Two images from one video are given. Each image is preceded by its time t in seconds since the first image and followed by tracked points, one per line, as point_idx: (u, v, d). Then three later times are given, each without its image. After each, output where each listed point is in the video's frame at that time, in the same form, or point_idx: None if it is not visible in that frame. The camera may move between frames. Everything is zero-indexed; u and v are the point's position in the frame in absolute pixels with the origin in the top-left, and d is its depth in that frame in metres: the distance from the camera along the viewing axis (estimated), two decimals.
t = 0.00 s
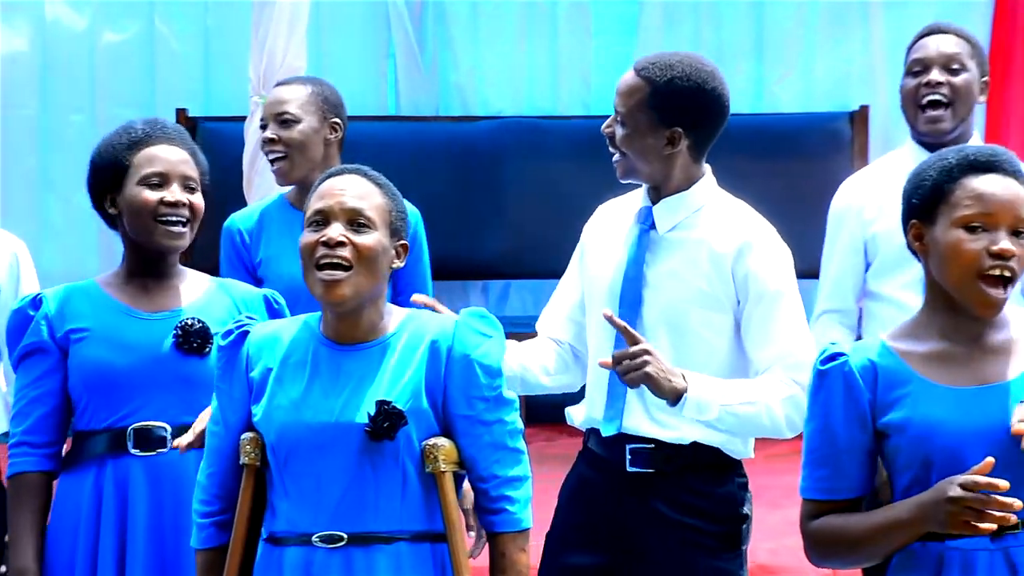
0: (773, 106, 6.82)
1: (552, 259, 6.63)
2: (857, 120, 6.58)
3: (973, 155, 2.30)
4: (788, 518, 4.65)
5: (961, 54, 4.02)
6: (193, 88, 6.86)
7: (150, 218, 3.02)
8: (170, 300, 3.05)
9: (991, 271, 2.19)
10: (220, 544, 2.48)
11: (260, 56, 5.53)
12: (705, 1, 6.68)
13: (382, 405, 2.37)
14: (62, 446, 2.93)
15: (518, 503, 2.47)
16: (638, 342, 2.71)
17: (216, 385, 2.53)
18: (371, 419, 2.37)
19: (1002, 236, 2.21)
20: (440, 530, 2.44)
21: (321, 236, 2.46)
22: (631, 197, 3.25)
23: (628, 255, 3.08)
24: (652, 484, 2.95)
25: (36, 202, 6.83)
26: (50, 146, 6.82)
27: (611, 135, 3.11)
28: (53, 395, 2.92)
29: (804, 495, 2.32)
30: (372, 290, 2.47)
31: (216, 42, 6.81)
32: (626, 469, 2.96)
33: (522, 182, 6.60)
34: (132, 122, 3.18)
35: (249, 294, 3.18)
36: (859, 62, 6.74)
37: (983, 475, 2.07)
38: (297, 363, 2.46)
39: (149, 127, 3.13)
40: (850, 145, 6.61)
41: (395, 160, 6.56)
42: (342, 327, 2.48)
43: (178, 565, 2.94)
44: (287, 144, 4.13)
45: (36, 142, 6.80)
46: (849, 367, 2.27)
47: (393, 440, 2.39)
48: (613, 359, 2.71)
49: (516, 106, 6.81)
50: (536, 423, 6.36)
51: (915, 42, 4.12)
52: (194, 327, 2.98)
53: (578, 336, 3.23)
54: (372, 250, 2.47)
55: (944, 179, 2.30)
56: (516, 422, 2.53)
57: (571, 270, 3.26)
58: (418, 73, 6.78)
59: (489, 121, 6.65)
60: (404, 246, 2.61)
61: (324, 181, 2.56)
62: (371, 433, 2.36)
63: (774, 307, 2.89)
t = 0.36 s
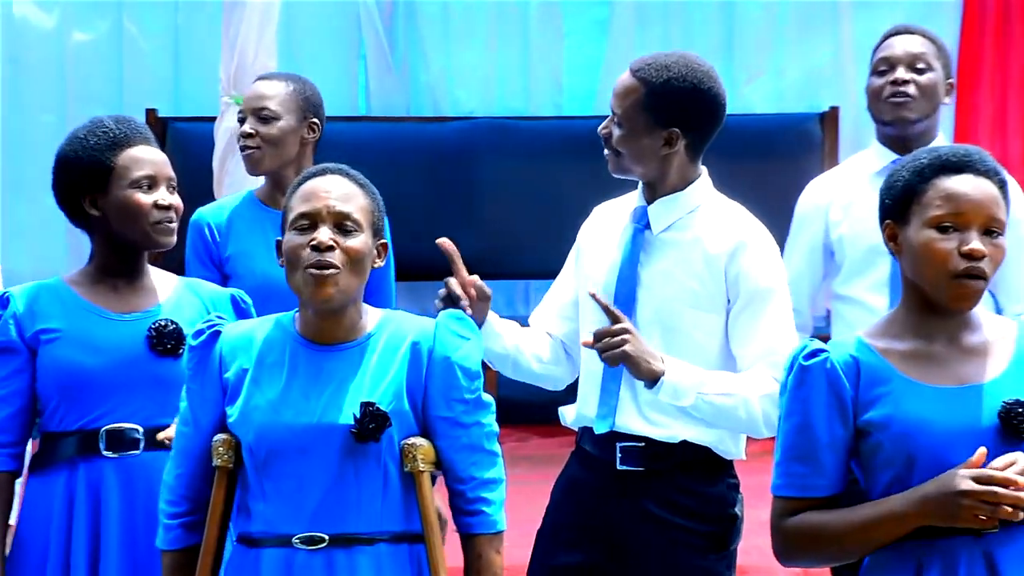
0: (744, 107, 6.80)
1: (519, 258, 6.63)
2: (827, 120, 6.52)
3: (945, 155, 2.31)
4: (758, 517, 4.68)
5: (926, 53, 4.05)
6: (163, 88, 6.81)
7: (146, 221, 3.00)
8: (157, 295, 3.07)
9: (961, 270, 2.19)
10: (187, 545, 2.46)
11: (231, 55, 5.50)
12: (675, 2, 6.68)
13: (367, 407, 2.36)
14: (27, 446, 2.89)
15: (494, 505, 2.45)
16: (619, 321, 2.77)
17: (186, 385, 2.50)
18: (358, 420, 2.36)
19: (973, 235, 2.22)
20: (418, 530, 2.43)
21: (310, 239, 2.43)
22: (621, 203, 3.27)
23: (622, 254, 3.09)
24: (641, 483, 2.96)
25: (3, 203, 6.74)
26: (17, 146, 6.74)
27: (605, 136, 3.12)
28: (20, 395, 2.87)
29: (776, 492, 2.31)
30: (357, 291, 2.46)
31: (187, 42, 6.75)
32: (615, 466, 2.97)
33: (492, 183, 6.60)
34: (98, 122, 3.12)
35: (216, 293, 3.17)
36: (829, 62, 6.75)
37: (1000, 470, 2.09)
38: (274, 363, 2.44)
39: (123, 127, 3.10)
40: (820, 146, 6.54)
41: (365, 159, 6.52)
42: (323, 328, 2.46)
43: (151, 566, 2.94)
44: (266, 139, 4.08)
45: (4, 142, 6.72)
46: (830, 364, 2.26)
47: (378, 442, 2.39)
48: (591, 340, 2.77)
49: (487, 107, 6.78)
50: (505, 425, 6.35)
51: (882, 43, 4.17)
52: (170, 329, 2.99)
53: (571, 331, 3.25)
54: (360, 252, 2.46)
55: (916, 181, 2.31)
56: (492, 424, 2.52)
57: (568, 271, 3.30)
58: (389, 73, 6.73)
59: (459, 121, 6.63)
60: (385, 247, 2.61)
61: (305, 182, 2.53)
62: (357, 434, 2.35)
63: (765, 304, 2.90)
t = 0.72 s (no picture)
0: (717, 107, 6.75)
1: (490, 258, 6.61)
2: (800, 120, 6.52)
3: (922, 155, 2.32)
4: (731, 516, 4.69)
5: (897, 49, 4.07)
6: (135, 89, 6.77)
7: (123, 225, 2.99)
8: (130, 296, 3.05)
9: (935, 272, 2.21)
10: (156, 547, 2.45)
11: (202, 55, 5.49)
12: (649, 3, 6.68)
13: (353, 409, 2.36)
14: None
15: (469, 505, 2.45)
16: (610, 309, 2.75)
17: (157, 384, 2.46)
18: (344, 422, 2.35)
19: (949, 236, 2.24)
20: (396, 531, 2.42)
21: (302, 240, 2.42)
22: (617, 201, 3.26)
23: (618, 252, 3.08)
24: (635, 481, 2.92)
25: None
26: None
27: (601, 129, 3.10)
28: None
29: (749, 485, 2.30)
30: (342, 293, 2.46)
31: (159, 42, 6.70)
32: (608, 464, 2.94)
33: (463, 183, 6.59)
34: (70, 124, 3.09)
35: (188, 293, 3.15)
36: (801, 63, 6.77)
37: (984, 470, 2.10)
38: (252, 364, 2.43)
39: (96, 129, 3.07)
40: (794, 147, 6.54)
41: (339, 159, 6.49)
42: (304, 329, 2.44)
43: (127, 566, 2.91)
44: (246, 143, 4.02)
45: None
46: (812, 358, 2.27)
47: (361, 444, 2.38)
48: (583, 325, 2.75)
49: (460, 108, 6.76)
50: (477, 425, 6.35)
51: (852, 39, 4.18)
52: (144, 327, 2.97)
53: (563, 329, 3.23)
54: (348, 254, 2.46)
55: (893, 182, 2.33)
56: (467, 425, 2.51)
57: (562, 273, 3.27)
58: (362, 73, 6.71)
59: (431, 122, 6.62)
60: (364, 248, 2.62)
61: (291, 182, 2.52)
62: (343, 436, 2.35)
63: (759, 299, 2.89)
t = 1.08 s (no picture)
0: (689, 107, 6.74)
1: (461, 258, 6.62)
2: (770, 120, 6.54)
3: (892, 155, 2.33)
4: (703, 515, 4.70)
5: (878, 55, 4.06)
6: (104, 88, 6.73)
7: (95, 228, 2.97)
8: (102, 300, 3.05)
9: (901, 269, 2.22)
10: (128, 548, 2.44)
11: (173, 54, 5.47)
12: (620, 3, 6.67)
13: (320, 410, 2.35)
14: None
15: (441, 505, 2.45)
16: (600, 308, 2.78)
17: (128, 386, 2.45)
18: (311, 422, 2.34)
19: (916, 235, 2.25)
20: (366, 531, 2.41)
21: (267, 241, 2.41)
22: (605, 208, 3.25)
23: (608, 256, 3.07)
24: (623, 482, 2.92)
25: None
26: None
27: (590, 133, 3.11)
28: None
29: (722, 478, 2.31)
30: (310, 294, 2.45)
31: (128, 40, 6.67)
32: (598, 465, 2.94)
33: (435, 184, 6.59)
34: (41, 125, 3.08)
35: (157, 294, 3.14)
36: (771, 63, 6.75)
37: (945, 470, 2.10)
38: (222, 366, 2.42)
39: (67, 131, 3.05)
40: (765, 146, 6.55)
41: (308, 159, 6.48)
42: (272, 330, 2.44)
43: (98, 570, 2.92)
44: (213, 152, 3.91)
45: None
46: (785, 354, 2.27)
47: (330, 444, 2.37)
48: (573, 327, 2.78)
49: (431, 108, 6.75)
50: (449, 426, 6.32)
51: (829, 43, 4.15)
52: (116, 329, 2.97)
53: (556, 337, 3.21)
54: (315, 255, 2.45)
55: (865, 181, 2.34)
56: (438, 425, 2.51)
57: (553, 279, 3.26)
58: (332, 73, 6.69)
59: (402, 121, 6.62)
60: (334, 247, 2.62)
61: (257, 183, 2.51)
62: (310, 436, 2.34)
63: (749, 301, 2.89)
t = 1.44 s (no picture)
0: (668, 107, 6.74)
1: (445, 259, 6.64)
2: (749, 121, 6.52)
3: (869, 156, 2.34)
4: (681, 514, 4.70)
5: (858, 54, 4.05)
6: (81, 88, 6.72)
7: (79, 230, 2.97)
8: (80, 296, 3.04)
9: (872, 267, 2.22)
10: (109, 550, 2.44)
11: (150, 53, 5.46)
12: (598, 2, 6.65)
13: (285, 409, 2.34)
14: None
15: (418, 505, 2.45)
16: (589, 282, 2.77)
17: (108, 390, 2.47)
18: (275, 422, 2.33)
19: (889, 235, 2.25)
20: (339, 532, 2.41)
21: (231, 239, 2.41)
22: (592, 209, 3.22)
23: (601, 250, 3.06)
24: (616, 479, 2.89)
25: None
26: None
27: (582, 127, 3.08)
28: None
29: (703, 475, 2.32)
30: (278, 292, 2.44)
31: (105, 41, 6.65)
32: (592, 463, 2.92)
33: (416, 184, 6.59)
34: (22, 124, 3.07)
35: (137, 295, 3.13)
36: (749, 64, 6.75)
37: (907, 470, 2.10)
38: (195, 367, 2.42)
39: (49, 130, 3.05)
40: (743, 145, 6.56)
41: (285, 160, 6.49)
42: (243, 330, 2.43)
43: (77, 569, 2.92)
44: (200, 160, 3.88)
45: None
46: (762, 352, 2.28)
47: (296, 444, 2.36)
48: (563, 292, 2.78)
49: (410, 107, 6.74)
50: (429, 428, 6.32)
51: (804, 46, 4.15)
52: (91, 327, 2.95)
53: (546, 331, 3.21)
54: (282, 252, 2.45)
55: (845, 183, 2.34)
56: (415, 424, 2.51)
57: (546, 272, 3.24)
58: (311, 73, 6.69)
59: (382, 121, 6.61)
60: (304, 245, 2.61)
61: (222, 183, 2.51)
62: (275, 436, 2.33)
63: (738, 297, 2.89)
